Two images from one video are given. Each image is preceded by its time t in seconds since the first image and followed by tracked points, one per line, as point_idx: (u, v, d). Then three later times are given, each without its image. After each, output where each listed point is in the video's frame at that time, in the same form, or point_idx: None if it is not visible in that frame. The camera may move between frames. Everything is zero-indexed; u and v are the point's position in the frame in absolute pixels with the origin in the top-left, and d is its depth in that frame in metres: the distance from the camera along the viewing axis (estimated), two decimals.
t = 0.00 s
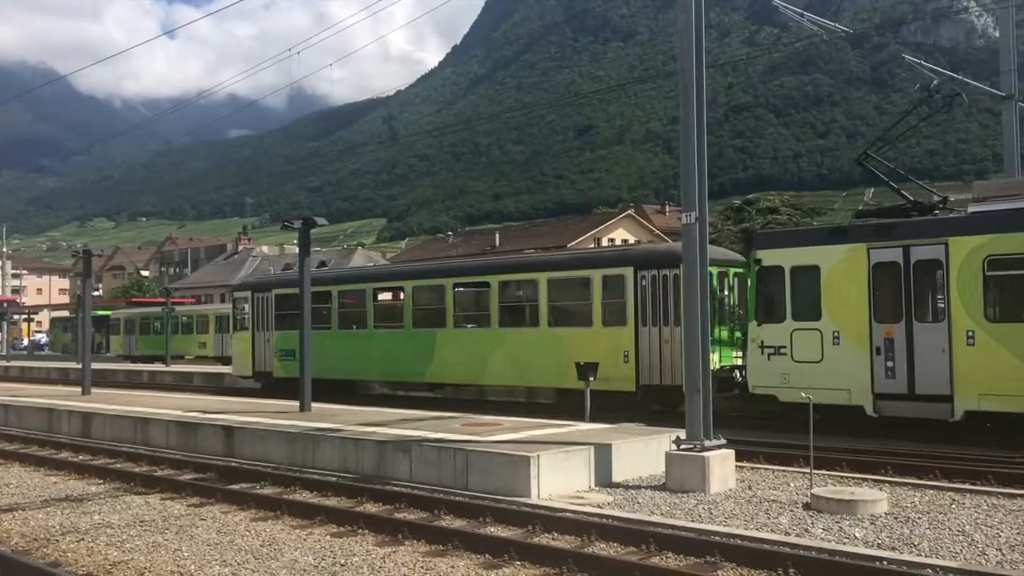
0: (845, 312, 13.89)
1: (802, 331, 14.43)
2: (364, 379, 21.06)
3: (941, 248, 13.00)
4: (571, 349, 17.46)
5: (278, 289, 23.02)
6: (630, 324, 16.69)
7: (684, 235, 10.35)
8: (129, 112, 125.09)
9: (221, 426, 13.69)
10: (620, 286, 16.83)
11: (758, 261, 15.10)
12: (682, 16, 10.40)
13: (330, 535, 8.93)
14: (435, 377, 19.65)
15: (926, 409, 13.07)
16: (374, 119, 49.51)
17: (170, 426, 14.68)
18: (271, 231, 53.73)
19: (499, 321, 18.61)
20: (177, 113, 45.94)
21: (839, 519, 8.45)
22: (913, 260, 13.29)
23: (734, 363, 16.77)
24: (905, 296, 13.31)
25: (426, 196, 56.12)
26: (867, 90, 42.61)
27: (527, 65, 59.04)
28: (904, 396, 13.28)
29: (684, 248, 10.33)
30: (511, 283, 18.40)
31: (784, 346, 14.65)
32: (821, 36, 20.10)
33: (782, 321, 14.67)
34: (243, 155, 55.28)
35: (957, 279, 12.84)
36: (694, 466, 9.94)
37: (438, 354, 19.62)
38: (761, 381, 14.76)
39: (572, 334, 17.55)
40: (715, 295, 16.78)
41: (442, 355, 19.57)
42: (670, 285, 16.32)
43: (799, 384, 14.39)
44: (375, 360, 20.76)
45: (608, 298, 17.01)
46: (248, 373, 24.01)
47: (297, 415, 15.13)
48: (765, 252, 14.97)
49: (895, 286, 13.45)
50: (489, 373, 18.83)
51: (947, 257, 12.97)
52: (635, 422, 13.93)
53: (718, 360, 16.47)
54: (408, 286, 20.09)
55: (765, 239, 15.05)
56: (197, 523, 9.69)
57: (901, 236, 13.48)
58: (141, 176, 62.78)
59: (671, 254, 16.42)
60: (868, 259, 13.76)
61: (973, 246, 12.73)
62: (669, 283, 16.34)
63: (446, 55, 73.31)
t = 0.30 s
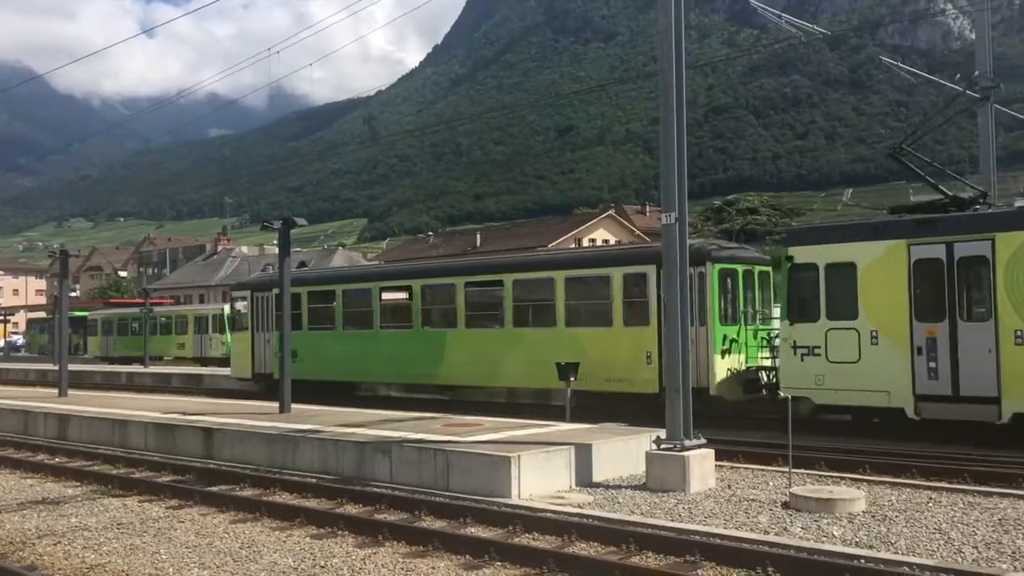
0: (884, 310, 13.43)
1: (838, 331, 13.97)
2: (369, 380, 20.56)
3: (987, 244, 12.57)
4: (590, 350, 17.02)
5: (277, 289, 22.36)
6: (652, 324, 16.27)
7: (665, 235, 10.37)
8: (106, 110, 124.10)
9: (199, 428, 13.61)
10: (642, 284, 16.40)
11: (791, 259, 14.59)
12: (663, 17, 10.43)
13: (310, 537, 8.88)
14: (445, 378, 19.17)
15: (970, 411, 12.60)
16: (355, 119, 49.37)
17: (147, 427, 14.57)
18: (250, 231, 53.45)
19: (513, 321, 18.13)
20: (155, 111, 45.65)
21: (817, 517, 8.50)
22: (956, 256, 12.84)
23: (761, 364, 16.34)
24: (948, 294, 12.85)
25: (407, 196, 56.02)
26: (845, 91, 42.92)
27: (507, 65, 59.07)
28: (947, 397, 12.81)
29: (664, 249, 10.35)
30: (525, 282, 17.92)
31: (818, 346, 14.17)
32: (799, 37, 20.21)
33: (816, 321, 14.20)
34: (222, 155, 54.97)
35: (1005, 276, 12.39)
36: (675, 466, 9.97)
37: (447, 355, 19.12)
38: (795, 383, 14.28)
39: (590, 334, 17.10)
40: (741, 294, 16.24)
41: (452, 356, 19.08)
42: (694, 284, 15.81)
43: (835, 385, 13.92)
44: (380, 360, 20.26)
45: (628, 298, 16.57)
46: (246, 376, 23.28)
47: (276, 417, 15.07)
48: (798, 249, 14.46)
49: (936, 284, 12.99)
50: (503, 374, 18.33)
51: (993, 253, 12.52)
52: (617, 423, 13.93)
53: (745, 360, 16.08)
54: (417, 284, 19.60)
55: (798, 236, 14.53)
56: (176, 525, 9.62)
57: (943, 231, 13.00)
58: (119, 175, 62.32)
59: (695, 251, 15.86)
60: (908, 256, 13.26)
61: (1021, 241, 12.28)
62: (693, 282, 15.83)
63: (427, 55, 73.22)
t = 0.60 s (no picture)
0: (929, 310, 12.94)
1: (878, 332, 13.47)
2: (377, 381, 20.12)
3: None
4: (612, 351, 16.61)
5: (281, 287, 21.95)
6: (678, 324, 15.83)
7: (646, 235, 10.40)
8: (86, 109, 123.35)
9: (179, 429, 13.53)
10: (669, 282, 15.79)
11: (828, 257, 14.10)
12: (645, 18, 10.45)
13: (291, 539, 8.84)
14: (459, 379, 18.76)
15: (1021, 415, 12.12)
16: (338, 119, 49.25)
17: (127, 428, 14.46)
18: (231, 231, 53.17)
19: (531, 322, 17.71)
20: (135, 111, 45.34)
21: (797, 517, 8.55)
22: (1005, 255, 12.35)
23: (789, 365, 15.98)
24: (996, 292, 12.37)
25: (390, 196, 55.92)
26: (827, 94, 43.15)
27: (491, 66, 59.08)
28: (997, 400, 12.32)
29: (646, 250, 10.37)
30: (544, 280, 17.50)
31: (858, 348, 13.66)
32: (781, 40, 20.31)
33: (855, 321, 13.71)
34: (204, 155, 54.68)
35: None
36: (656, 467, 9.99)
37: (462, 356, 18.69)
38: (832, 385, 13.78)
39: (613, 334, 16.69)
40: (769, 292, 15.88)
41: (465, 356, 18.67)
42: (723, 283, 15.38)
43: (876, 388, 13.39)
44: (389, 360, 19.83)
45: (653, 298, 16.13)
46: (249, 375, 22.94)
47: (257, 418, 15.01)
48: (836, 248, 13.98)
49: (983, 283, 12.51)
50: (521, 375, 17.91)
51: None
52: (598, 423, 13.95)
53: (775, 362, 15.68)
54: (428, 284, 19.16)
55: (836, 233, 14.05)
56: (155, 527, 9.55)
57: (991, 228, 12.52)
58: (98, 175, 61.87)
59: (725, 249, 15.43)
60: (954, 254, 12.75)
61: None
62: (723, 280, 15.40)
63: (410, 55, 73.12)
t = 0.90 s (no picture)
0: (975, 308, 12.66)
1: (920, 330, 13.11)
2: (384, 380, 19.67)
3: None
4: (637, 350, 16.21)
5: (284, 285, 21.55)
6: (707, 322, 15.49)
7: (626, 235, 10.43)
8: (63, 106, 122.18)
9: (157, 429, 13.43)
10: (696, 280, 15.61)
11: (867, 253, 13.67)
12: (625, 19, 10.48)
13: (268, 538, 8.81)
14: (472, 379, 18.25)
15: None
16: (319, 117, 49.00)
17: (104, 428, 14.36)
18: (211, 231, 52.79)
19: (549, 320, 17.29)
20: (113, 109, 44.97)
21: (774, 515, 8.60)
22: None
23: (820, 364, 15.84)
24: None
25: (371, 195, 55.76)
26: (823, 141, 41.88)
27: (472, 65, 58.93)
28: None
29: (626, 250, 10.39)
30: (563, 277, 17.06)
31: (899, 347, 13.29)
32: (760, 40, 20.35)
33: (897, 319, 13.34)
34: (183, 153, 54.28)
35: None
36: (635, 465, 10.02)
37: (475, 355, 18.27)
38: (872, 386, 13.38)
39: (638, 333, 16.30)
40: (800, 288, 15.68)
41: (478, 356, 18.21)
42: (755, 280, 15.12)
43: (918, 388, 13.03)
44: (397, 360, 19.39)
45: (680, 296, 15.77)
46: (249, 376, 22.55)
47: (236, 417, 14.93)
48: (875, 244, 13.58)
49: None
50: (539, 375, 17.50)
51: None
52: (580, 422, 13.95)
53: (805, 361, 15.56)
54: (440, 280, 18.73)
55: (874, 229, 13.66)
56: (131, 528, 9.49)
57: None
58: (75, 173, 61.22)
59: (756, 245, 15.16)
60: (1003, 250, 12.48)
61: None
62: (755, 277, 15.14)
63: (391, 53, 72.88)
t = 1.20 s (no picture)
0: (1019, 304, 12.02)
1: (961, 328, 12.47)
2: (391, 379, 19.10)
3: None
4: (658, 349, 15.69)
5: (284, 280, 20.97)
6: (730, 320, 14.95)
7: (601, 232, 10.43)
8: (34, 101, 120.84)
9: (130, 427, 13.32)
10: (721, 275, 15.06)
11: (904, 248, 13.01)
12: (600, 17, 10.50)
13: (241, 537, 8.76)
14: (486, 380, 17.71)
15: None
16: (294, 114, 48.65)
17: (76, 426, 14.22)
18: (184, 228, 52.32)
19: (564, 316, 16.77)
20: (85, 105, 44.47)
21: (747, 512, 8.65)
22: None
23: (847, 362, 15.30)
24: None
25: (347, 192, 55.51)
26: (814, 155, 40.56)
27: (449, 62, 58.75)
28: None
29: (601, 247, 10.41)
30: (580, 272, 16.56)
31: (937, 345, 12.63)
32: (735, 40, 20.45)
33: (937, 316, 12.67)
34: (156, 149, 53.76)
35: None
36: (609, 462, 10.05)
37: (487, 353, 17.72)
38: (909, 385, 12.75)
39: (658, 331, 15.76)
40: (829, 283, 15.20)
41: (490, 354, 17.68)
42: (783, 275, 14.62)
43: (958, 388, 12.38)
44: (404, 358, 18.84)
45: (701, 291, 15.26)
46: (247, 375, 21.89)
47: (210, 416, 14.81)
48: (912, 237, 12.90)
49: None
50: (553, 373, 16.97)
51: None
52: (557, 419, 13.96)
53: (833, 358, 15.00)
54: (450, 276, 18.19)
55: (910, 222, 12.98)
56: (102, 527, 9.41)
57: None
58: (47, 169, 60.49)
59: (784, 239, 14.67)
60: None
61: None
62: (783, 272, 14.63)
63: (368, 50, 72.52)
